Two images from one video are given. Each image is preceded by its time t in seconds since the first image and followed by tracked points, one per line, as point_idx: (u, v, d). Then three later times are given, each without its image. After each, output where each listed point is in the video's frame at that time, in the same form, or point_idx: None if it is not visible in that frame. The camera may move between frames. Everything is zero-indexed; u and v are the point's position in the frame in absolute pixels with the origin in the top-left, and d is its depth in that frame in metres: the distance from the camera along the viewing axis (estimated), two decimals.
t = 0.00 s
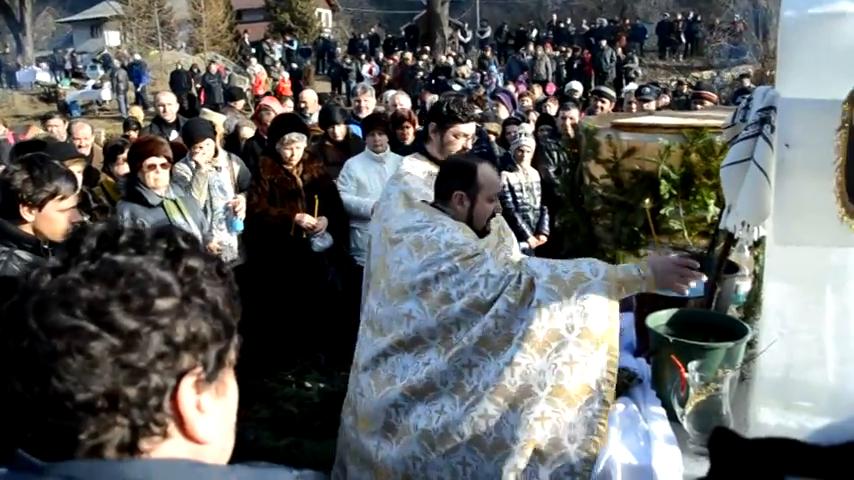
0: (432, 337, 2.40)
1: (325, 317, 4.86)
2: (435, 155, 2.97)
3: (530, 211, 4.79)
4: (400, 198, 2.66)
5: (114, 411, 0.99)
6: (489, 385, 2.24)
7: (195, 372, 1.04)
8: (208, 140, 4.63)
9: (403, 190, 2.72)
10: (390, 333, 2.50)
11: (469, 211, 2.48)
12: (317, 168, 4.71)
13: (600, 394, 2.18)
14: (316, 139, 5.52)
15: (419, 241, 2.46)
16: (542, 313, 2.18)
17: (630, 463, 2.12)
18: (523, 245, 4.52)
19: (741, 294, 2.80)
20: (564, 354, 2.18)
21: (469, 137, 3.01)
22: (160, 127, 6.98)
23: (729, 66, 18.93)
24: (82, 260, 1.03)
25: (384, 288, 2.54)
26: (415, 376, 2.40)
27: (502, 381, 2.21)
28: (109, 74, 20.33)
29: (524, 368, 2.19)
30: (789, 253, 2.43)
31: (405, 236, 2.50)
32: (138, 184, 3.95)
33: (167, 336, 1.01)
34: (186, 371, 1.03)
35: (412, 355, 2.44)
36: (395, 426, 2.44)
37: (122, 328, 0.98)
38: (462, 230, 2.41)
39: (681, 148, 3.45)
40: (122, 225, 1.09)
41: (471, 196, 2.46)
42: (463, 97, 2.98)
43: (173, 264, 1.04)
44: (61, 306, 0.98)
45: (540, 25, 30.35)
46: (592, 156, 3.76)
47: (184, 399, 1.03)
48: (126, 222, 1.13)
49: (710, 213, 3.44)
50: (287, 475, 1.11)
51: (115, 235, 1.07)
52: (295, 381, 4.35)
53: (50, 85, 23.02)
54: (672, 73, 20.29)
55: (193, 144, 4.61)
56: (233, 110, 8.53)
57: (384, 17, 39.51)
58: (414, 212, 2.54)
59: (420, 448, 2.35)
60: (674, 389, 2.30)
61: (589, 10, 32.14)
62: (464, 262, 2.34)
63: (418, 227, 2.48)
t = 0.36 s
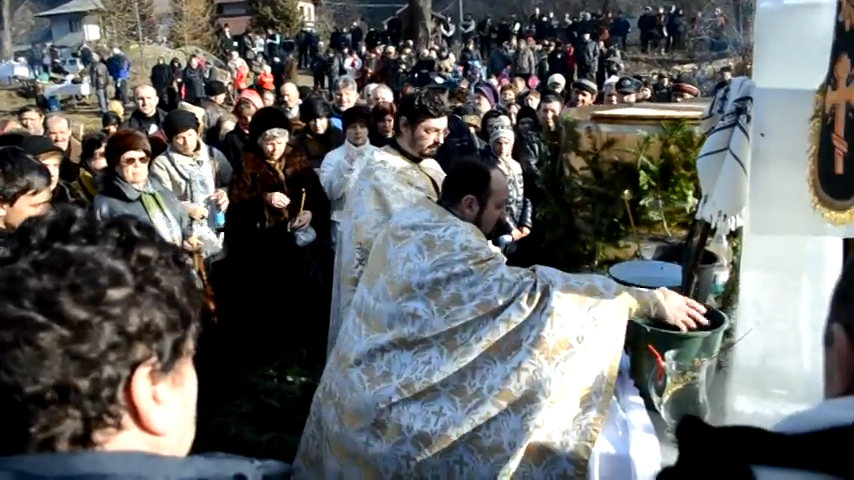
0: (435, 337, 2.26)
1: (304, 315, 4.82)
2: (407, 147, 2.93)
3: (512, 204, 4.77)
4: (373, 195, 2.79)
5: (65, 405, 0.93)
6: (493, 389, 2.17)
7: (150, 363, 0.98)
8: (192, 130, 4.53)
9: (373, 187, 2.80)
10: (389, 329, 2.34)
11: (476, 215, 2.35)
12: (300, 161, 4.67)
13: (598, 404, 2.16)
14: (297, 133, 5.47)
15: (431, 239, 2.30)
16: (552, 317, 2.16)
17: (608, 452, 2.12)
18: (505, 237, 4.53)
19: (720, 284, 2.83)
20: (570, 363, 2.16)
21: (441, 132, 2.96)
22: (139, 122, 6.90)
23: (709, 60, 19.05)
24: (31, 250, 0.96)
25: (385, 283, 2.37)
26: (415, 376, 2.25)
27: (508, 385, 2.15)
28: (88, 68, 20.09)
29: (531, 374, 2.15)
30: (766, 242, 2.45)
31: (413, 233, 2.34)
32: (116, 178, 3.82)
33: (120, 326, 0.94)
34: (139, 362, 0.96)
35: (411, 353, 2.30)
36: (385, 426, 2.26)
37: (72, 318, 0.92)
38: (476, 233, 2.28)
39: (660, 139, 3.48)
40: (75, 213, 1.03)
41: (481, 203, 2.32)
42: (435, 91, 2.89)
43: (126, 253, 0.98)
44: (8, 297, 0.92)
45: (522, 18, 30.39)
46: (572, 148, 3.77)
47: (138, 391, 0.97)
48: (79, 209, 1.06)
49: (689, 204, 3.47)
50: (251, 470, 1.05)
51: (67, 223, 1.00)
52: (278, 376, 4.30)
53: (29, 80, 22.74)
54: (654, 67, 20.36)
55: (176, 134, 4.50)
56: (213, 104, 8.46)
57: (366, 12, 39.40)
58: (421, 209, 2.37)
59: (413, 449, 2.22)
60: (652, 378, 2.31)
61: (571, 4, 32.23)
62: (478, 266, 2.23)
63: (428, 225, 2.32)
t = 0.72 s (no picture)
0: (412, 323, 2.24)
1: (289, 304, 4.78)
2: (385, 137, 2.93)
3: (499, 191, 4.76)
4: (351, 187, 2.76)
5: (31, 391, 0.91)
6: (470, 375, 2.14)
7: (118, 348, 0.97)
8: (174, 118, 4.52)
9: (351, 179, 2.77)
10: (368, 314, 2.33)
11: (457, 201, 2.40)
12: (287, 150, 4.75)
13: (581, 391, 2.11)
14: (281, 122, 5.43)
15: (408, 224, 2.31)
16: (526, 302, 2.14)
17: (594, 436, 2.12)
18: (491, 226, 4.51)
19: (705, 267, 2.86)
20: (547, 348, 2.12)
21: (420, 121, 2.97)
22: (123, 112, 6.84)
23: (696, 47, 19.06)
24: None
25: (364, 269, 2.36)
26: (392, 362, 2.23)
27: (485, 372, 2.12)
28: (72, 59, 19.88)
29: (507, 361, 2.12)
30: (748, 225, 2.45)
31: (392, 218, 2.36)
32: (100, 168, 3.77)
33: (86, 310, 0.93)
34: (107, 347, 0.95)
35: (390, 339, 2.27)
36: (366, 413, 2.25)
37: (36, 302, 0.91)
38: (454, 218, 2.29)
39: (645, 124, 3.46)
40: (39, 195, 1.01)
41: (463, 189, 2.39)
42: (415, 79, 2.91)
43: (92, 235, 0.96)
44: None
45: (509, 6, 30.30)
46: (558, 134, 3.81)
47: (107, 377, 0.96)
48: (45, 192, 1.04)
49: (674, 189, 3.48)
50: (224, 454, 1.04)
51: (31, 206, 0.98)
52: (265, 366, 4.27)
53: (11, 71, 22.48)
54: (641, 55, 20.37)
55: (159, 122, 4.49)
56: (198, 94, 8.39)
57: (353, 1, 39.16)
58: (401, 194, 2.39)
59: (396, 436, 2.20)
60: (637, 361, 2.31)
61: None
62: (452, 250, 2.22)
63: (405, 210, 2.34)
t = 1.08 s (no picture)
0: (405, 320, 2.24)
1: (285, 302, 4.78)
2: (375, 136, 2.92)
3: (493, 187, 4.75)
4: (343, 186, 2.76)
5: (21, 382, 0.91)
6: (464, 373, 2.14)
7: (109, 340, 0.96)
8: (169, 116, 4.56)
9: (343, 177, 2.77)
10: (360, 312, 2.33)
11: (449, 197, 2.41)
12: (282, 146, 4.61)
13: (574, 387, 2.08)
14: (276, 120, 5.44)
15: (399, 221, 2.31)
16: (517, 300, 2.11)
17: (587, 431, 2.08)
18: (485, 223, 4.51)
19: (698, 265, 2.84)
20: (540, 345, 2.10)
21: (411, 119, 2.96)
22: (117, 109, 6.82)
23: (690, 46, 19.09)
24: None
25: (356, 266, 2.37)
26: (386, 359, 2.24)
27: (478, 370, 2.12)
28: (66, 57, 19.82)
29: (500, 358, 2.11)
30: (741, 222, 2.46)
31: (383, 215, 2.35)
32: (93, 165, 3.75)
33: (77, 302, 0.93)
34: (98, 339, 0.95)
35: (383, 337, 2.28)
36: (358, 410, 2.26)
37: (26, 293, 0.90)
38: (445, 214, 2.29)
39: (639, 122, 3.47)
40: (29, 187, 1.00)
41: (456, 185, 2.39)
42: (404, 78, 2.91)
43: (82, 227, 0.96)
44: None
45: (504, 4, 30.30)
46: (553, 132, 3.79)
47: (98, 369, 0.96)
48: (35, 184, 1.04)
49: (668, 187, 3.48)
50: (214, 447, 1.03)
51: (20, 197, 0.98)
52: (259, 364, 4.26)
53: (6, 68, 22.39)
54: (635, 54, 20.39)
55: (153, 119, 4.53)
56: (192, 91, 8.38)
57: None
58: (393, 192, 2.39)
59: (389, 433, 2.21)
60: (630, 358, 2.31)
61: None
62: (443, 246, 2.22)
63: (397, 207, 2.33)
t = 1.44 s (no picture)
0: (397, 320, 2.24)
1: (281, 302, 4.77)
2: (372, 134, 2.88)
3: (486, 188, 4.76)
4: (339, 184, 2.76)
5: (18, 380, 0.91)
6: (451, 368, 2.15)
7: (106, 338, 0.96)
8: (162, 115, 4.48)
9: (339, 174, 2.77)
10: (356, 313, 2.33)
11: (445, 198, 2.41)
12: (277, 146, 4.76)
13: (563, 371, 2.12)
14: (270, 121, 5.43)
15: (394, 222, 2.29)
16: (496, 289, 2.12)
17: (582, 431, 2.12)
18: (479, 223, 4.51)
19: (693, 265, 2.87)
20: (524, 334, 2.12)
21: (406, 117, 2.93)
22: (111, 109, 6.81)
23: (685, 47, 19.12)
24: None
25: (350, 266, 2.36)
26: (378, 359, 2.25)
27: (464, 366, 2.13)
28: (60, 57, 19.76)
29: (483, 352, 2.12)
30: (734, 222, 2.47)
31: (378, 216, 2.34)
32: (86, 165, 3.72)
33: (73, 299, 0.93)
34: (95, 336, 0.95)
35: (377, 337, 2.28)
36: (355, 409, 2.27)
37: (23, 290, 0.90)
38: (439, 214, 2.27)
39: (634, 122, 3.50)
40: (25, 183, 1.00)
41: (452, 186, 2.39)
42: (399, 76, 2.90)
43: (78, 223, 0.96)
44: None
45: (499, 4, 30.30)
46: (547, 131, 3.80)
47: (95, 367, 0.95)
48: (31, 180, 1.03)
49: (662, 186, 3.47)
50: (211, 445, 1.03)
51: (16, 194, 0.97)
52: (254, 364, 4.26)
53: None
54: (630, 55, 20.40)
55: (146, 118, 4.45)
56: (186, 91, 8.37)
57: None
58: (388, 192, 2.38)
59: (385, 432, 2.21)
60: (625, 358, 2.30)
61: None
62: (435, 246, 2.21)
63: (393, 208, 2.32)
